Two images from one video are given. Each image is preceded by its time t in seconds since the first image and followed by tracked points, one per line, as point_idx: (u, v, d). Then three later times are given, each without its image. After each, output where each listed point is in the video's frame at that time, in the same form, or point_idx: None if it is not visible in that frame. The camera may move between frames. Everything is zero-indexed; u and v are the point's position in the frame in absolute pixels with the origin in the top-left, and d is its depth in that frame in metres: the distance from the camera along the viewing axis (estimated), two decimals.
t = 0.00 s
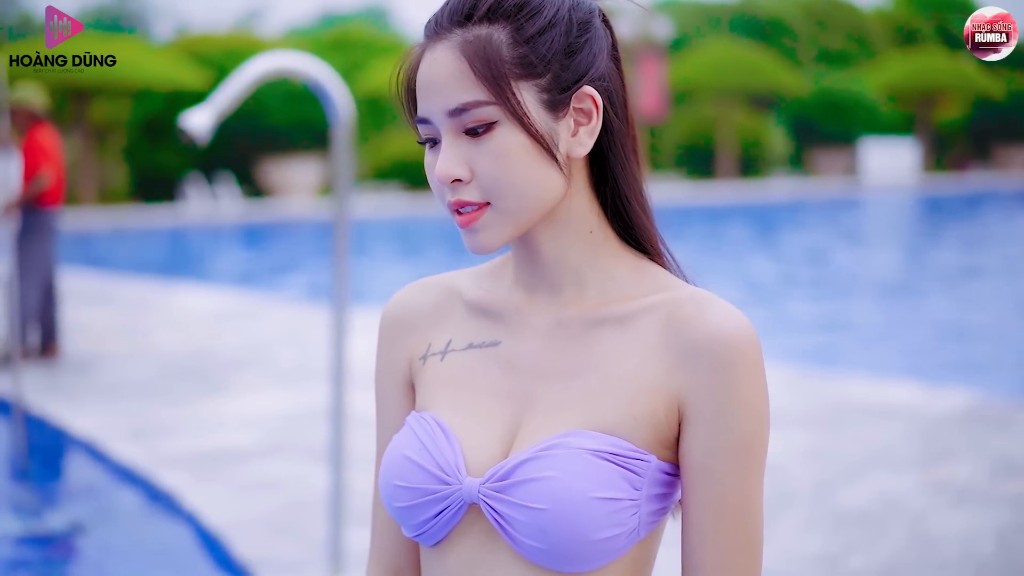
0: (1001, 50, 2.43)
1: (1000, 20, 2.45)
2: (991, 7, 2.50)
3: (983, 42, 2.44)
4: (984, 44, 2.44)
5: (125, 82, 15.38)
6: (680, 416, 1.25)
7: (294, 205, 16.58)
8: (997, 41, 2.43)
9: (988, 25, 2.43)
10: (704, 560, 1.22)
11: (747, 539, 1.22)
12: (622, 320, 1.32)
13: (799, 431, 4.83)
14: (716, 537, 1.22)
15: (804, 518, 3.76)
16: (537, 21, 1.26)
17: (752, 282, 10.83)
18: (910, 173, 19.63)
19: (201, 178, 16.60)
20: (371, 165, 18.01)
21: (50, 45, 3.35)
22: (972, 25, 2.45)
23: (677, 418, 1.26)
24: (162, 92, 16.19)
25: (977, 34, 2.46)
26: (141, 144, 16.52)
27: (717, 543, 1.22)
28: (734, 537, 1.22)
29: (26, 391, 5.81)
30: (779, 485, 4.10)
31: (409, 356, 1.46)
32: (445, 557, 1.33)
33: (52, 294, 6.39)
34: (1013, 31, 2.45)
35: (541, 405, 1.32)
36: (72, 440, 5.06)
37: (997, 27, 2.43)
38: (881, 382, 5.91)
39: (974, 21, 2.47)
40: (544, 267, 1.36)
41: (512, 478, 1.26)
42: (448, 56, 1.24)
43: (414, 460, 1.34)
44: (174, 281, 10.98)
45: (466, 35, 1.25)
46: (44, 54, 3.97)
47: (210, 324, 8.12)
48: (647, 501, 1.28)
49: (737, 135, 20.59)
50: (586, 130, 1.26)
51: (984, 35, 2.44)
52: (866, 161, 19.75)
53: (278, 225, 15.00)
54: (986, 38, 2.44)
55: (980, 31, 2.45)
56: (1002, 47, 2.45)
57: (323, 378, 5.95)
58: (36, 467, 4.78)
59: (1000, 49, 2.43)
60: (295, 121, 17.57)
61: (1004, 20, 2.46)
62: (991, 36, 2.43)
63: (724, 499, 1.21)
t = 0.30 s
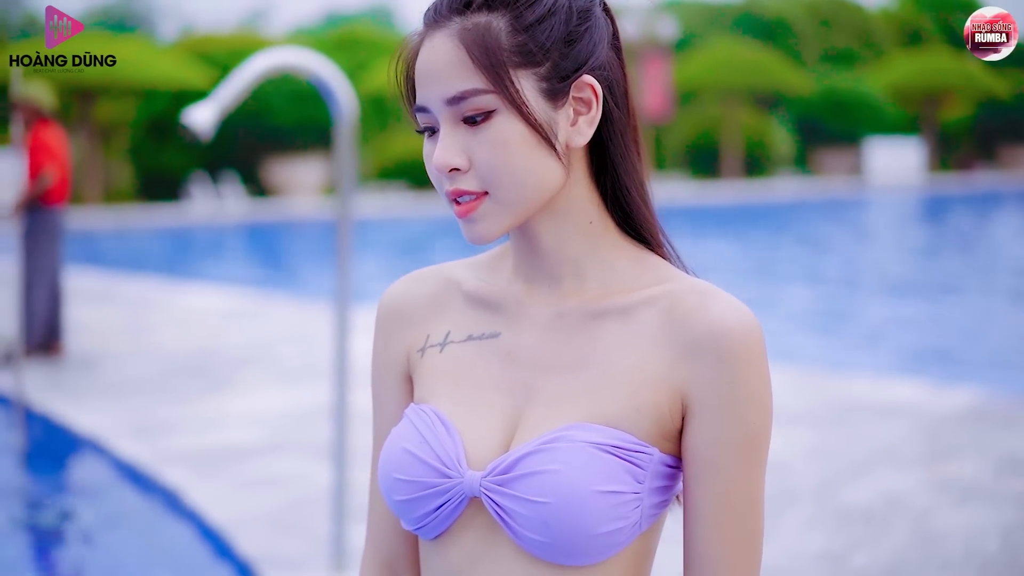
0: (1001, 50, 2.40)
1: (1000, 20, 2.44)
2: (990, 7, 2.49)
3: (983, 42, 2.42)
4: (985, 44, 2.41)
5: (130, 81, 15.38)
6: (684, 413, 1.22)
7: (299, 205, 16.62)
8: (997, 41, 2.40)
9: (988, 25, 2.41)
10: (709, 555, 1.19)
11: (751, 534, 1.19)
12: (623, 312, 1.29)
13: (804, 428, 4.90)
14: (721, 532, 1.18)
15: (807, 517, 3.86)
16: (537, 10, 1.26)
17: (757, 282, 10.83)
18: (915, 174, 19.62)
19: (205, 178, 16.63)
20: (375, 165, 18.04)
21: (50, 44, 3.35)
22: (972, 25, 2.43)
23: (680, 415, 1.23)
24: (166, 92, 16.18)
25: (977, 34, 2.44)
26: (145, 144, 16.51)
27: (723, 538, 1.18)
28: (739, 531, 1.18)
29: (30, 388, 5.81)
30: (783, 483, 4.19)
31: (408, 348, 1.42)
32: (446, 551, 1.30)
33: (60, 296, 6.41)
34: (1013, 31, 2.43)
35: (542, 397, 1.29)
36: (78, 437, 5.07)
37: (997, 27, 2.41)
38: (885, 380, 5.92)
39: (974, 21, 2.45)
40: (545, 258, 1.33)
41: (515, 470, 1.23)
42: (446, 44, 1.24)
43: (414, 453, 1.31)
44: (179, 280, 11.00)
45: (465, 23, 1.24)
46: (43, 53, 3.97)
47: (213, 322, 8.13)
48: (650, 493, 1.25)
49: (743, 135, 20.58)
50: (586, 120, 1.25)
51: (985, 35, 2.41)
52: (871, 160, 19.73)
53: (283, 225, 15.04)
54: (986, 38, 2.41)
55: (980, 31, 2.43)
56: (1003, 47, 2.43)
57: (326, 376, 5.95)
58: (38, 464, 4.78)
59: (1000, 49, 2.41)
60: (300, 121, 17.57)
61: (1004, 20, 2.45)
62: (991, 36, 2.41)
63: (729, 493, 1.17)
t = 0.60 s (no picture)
0: (1001, 50, 2.39)
1: (1000, 20, 2.41)
2: (991, 8, 2.46)
3: (983, 42, 2.40)
4: (985, 44, 2.40)
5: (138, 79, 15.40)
6: (689, 404, 1.20)
7: (306, 204, 16.67)
8: (997, 41, 2.39)
9: (988, 25, 2.38)
10: (715, 546, 1.17)
11: (759, 524, 1.17)
12: (626, 301, 1.27)
13: (811, 427, 4.95)
14: (727, 521, 1.16)
15: (814, 514, 3.90)
16: None
17: (763, 281, 10.84)
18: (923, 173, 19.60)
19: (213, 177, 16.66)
20: (382, 164, 18.10)
21: (50, 45, 3.39)
22: (972, 25, 2.40)
23: (685, 406, 1.21)
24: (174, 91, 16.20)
25: (977, 34, 2.41)
26: (153, 143, 16.54)
27: (730, 528, 1.16)
28: (747, 519, 1.17)
29: (36, 386, 5.82)
30: (790, 480, 4.23)
31: (408, 340, 1.39)
32: (449, 543, 1.26)
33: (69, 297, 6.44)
34: (1013, 31, 2.41)
35: (545, 387, 1.26)
36: (85, 435, 5.08)
37: (997, 27, 2.39)
38: (891, 378, 5.93)
39: (974, 20, 2.42)
40: (547, 248, 1.31)
41: (519, 461, 1.20)
42: (447, 33, 1.23)
43: (418, 446, 1.27)
44: (186, 278, 11.03)
45: (465, 12, 1.23)
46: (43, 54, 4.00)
47: (219, 320, 8.16)
48: (654, 483, 1.23)
49: (749, 134, 20.56)
50: (587, 109, 1.25)
51: (984, 35, 2.39)
52: (878, 160, 19.71)
53: (290, 223, 15.08)
54: (986, 37, 2.39)
55: (981, 31, 2.40)
56: (1002, 47, 2.42)
57: (331, 374, 5.97)
58: (43, 461, 4.79)
59: (1000, 50, 2.40)
60: (308, 120, 17.60)
61: (1004, 20, 2.42)
62: (991, 36, 2.39)
63: (736, 484, 1.16)
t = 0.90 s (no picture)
0: (1001, 50, 2.52)
1: (1000, 21, 2.56)
2: (991, 9, 2.61)
3: (983, 42, 2.53)
4: (985, 43, 2.53)
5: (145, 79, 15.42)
6: (690, 388, 1.20)
7: (312, 203, 16.70)
8: (997, 41, 2.52)
9: (988, 25, 2.52)
10: (722, 530, 1.17)
11: (764, 507, 1.17)
12: (626, 286, 1.27)
13: (815, 424, 4.95)
14: (733, 505, 1.17)
15: (818, 509, 3.90)
16: None
17: (769, 280, 10.85)
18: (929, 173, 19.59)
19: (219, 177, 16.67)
20: (388, 164, 18.11)
21: (50, 44, 3.41)
22: (973, 25, 2.54)
23: (687, 389, 1.21)
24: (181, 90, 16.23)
25: (977, 33, 2.55)
26: (160, 142, 16.54)
27: (736, 509, 1.17)
28: (752, 502, 1.17)
29: (42, 383, 5.84)
30: (795, 476, 4.23)
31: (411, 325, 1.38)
32: (449, 530, 1.26)
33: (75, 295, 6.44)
34: (1013, 30, 2.54)
35: (547, 372, 1.26)
36: (90, 432, 5.08)
37: (997, 28, 2.53)
38: (896, 375, 5.94)
39: (975, 21, 2.56)
40: (548, 234, 1.31)
41: (519, 447, 1.20)
42: (445, 19, 1.23)
43: (419, 431, 1.26)
44: (192, 277, 11.04)
45: None
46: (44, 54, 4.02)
47: (225, 318, 8.18)
48: (655, 468, 1.22)
49: (756, 135, 20.52)
50: (586, 93, 1.25)
51: (984, 35, 2.52)
52: (884, 159, 19.70)
53: (297, 222, 15.10)
54: (986, 37, 2.52)
55: (981, 31, 2.53)
56: (1002, 47, 2.54)
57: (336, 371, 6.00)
58: (49, 459, 4.81)
59: (1000, 49, 2.52)
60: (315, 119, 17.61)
61: (1004, 21, 2.57)
62: (991, 36, 2.52)
63: (740, 465, 1.16)
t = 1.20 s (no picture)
0: (1000, 50, 2.56)
1: (999, 21, 2.61)
2: (991, 9, 2.67)
3: (983, 42, 2.58)
4: (985, 44, 2.57)
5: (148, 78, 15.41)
6: (687, 373, 1.20)
7: (316, 202, 16.68)
8: (996, 41, 2.56)
9: (988, 25, 2.57)
10: (720, 517, 1.17)
11: (762, 494, 1.17)
12: (623, 274, 1.27)
13: (818, 420, 4.96)
14: (730, 491, 1.16)
15: (820, 504, 3.91)
16: None
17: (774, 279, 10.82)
18: (933, 172, 19.56)
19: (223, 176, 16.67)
20: (392, 164, 18.10)
21: (50, 44, 3.43)
22: (973, 25, 2.59)
23: (683, 375, 1.21)
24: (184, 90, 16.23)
25: (977, 34, 2.61)
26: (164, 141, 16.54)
27: (733, 495, 1.16)
28: (750, 488, 1.17)
29: (44, 379, 5.85)
30: (797, 472, 4.24)
31: (412, 311, 1.38)
32: (448, 515, 1.25)
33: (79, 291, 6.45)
34: (1014, 30, 2.60)
35: (547, 359, 1.26)
36: (92, 427, 5.09)
37: (997, 27, 2.58)
38: (900, 373, 5.93)
39: (975, 21, 2.61)
40: (546, 220, 1.31)
41: (516, 433, 1.20)
42: (442, 7, 1.23)
43: (418, 416, 1.27)
44: (196, 275, 11.03)
45: None
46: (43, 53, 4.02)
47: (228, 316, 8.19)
48: (652, 453, 1.22)
49: (760, 134, 20.52)
50: (584, 80, 1.25)
51: (984, 35, 2.57)
52: (888, 159, 19.67)
53: (301, 221, 15.10)
54: (986, 37, 2.57)
55: (981, 31, 2.59)
56: (1002, 47, 2.58)
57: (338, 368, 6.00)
58: (53, 457, 4.82)
59: (1000, 49, 2.56)
60: (318, 119, 17.60)
61: (1004, 21, 2.62)
62: (990, 36, 2.56)
63: (736, 450, 1.16)
